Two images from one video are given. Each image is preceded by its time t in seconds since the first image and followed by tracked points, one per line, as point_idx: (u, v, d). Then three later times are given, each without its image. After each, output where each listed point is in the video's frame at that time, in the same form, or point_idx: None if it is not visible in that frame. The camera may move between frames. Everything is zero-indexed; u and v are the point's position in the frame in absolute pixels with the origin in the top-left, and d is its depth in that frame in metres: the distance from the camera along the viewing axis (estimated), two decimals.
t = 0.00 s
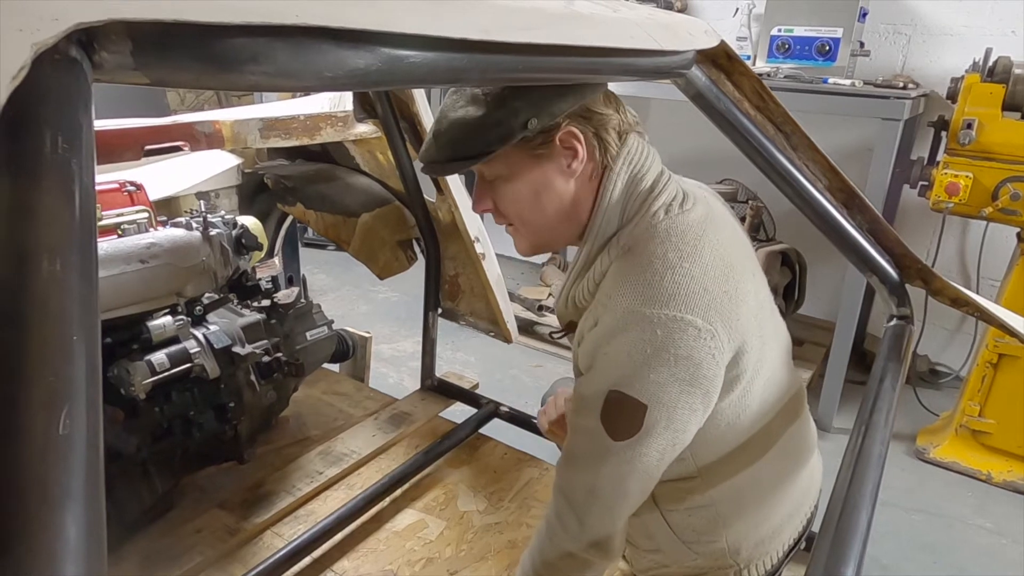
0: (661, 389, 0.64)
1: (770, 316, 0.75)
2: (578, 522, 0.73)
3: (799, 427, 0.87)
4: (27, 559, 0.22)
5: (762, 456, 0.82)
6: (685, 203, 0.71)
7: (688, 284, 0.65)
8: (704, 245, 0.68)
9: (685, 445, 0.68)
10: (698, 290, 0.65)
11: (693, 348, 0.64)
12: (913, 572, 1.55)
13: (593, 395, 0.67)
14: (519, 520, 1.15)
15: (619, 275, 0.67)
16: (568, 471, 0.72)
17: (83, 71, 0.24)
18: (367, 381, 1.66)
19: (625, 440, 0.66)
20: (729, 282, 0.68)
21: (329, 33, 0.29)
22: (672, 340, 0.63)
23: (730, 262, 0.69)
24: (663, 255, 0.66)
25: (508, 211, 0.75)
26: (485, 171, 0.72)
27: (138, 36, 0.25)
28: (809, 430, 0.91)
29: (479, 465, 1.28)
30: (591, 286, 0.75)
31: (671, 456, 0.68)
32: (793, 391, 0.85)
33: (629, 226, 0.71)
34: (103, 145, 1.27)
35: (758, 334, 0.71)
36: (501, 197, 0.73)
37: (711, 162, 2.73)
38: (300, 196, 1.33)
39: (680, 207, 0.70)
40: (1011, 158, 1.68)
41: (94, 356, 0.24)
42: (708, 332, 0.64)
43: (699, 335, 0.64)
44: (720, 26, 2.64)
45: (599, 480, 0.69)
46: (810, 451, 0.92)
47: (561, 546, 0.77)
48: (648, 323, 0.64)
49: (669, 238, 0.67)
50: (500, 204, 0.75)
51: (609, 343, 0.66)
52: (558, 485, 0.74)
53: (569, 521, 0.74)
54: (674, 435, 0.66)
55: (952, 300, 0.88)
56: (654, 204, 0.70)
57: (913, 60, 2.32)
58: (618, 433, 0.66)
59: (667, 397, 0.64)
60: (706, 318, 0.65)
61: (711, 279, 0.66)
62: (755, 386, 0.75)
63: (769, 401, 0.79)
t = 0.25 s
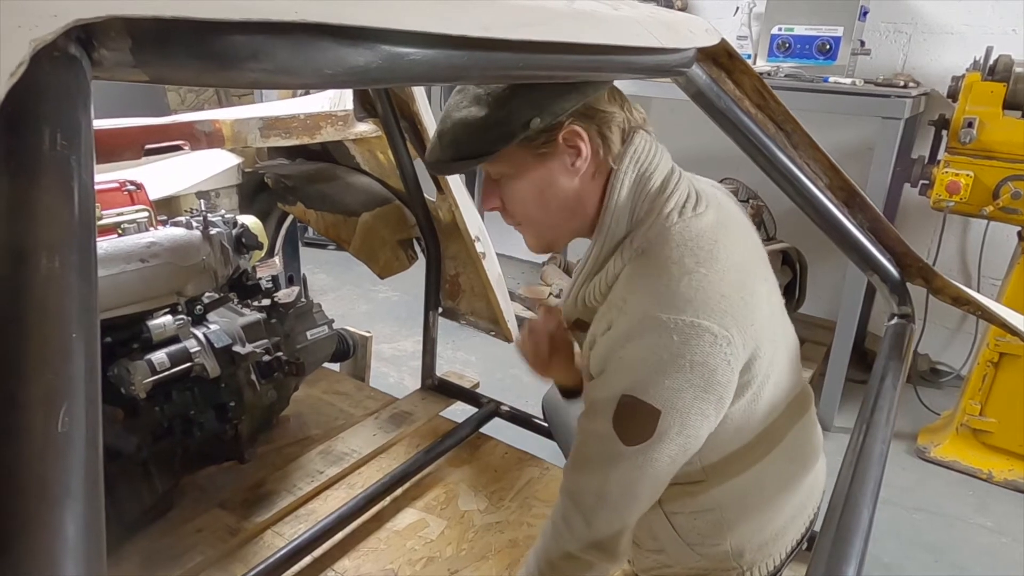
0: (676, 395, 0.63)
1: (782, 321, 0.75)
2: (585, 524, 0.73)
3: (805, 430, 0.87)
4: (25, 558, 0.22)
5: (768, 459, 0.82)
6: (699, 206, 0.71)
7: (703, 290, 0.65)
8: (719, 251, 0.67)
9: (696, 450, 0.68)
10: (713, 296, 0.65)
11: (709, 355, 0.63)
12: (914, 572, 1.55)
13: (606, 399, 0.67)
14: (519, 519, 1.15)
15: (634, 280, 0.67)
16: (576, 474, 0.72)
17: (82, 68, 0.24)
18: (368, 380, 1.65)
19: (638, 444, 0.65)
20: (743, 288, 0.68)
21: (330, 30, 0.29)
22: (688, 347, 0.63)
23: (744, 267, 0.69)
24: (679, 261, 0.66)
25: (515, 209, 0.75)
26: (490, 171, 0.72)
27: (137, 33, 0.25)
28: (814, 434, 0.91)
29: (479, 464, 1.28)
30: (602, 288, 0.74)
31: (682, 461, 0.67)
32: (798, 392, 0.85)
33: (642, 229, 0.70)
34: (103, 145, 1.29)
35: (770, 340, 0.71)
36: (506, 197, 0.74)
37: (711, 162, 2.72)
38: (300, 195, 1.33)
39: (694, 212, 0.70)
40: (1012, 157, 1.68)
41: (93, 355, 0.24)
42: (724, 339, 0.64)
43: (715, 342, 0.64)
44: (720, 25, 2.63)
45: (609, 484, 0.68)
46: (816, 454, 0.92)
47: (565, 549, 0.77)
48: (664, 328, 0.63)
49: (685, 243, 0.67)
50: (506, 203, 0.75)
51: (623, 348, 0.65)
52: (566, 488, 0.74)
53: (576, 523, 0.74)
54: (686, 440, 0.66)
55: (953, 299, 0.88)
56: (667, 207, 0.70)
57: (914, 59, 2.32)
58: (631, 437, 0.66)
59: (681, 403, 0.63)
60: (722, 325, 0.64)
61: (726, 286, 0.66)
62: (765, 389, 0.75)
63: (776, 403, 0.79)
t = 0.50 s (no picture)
0: (696, 397, 0.63)
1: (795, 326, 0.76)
2: (596, 522, 0.73)
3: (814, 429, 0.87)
4: (25, 557, 0.22)
5: (775, 458, 0.82)
6: (722, 208, 0.71)
7: (727, 294, 0.65)
8: (742, 255, 0.68)
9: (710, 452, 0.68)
10: (737, 300, 0.65)
11: (731, 357, 0.64)
12: (914, 571, 1.55)
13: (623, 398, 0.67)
14: (519, 519, 1.15)
15: (658, 280, 0.67)
16: (587, 471, 0.72)
17: (82, 68, 0.24)
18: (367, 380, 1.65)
19: (655, 444, 0.65)
20: (764, 293, 0.68)
21: (329, 29, 0.29)
22: (710, 349, 0.63)
23: (764, 273, 0.70)
24: (704, 263, 0.66)
25: (550, 192, 0.73)
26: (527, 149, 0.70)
27: (136, 32, 0.25)
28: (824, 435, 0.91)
29: (480, 464, 1.28)
30: (618, 285, 0.75)
31: (696, 462, 0.68)
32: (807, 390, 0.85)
33: (665, 227, 0.71)
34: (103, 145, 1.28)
35: (786, 346, 0.72)
36: (545, 177, 0.72)
37: (710, 161, 2.72)
38: (300, 195, 1.33)
39: (717, 213, 0.71)
40: (1011, 155, 1.69)
41: (92, 354, 0.24)
42: (746, 342, 0.65)
43: (737, 345, 0.64)
44: (720, 24, 2.63)
45: (621, 483, 0.68)
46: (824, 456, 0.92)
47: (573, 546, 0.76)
48: (687, 330, 0.64)
49: (709, 245, 0.67)
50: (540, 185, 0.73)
51: (644, 347, 0.66)
52: (577, 485, 0.73)
53: (586, 520, 0.74)
54: (703, 442, 0.66)
55: (952, 298, 0.88)
56: (691, 207, 0.70)
57: (914, 58, 2.32)
58: (648, 437, 0.65)
59: (701, 405, 0.64)
60: (744, 328, 0.65)
61: (749, 290, 0.67)
62: (778, 390, 0.76)
63: (785, 405, 0.80)
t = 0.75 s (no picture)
0: (672, 388, 0.63)
1: (789, 323, 0.75)
2: (587, 522, 0.73)
3: (813, 433, 0.87)
4: (26, 558, 0.22)
5: (776, 460, 0.82)
6: (713, 201, 0.71)
7: (703, 283, 0.65)
8: (726, 246, 0.67)
9: (698, 451, 0.67)
10: (713, 289, 0.65)
11: (707, 348, 0.63)
12: (914, 571, 1.54)
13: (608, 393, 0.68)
14: (519, 519, 1.15)
15: (638, 272, 0.68)
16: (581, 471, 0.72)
17: (82, 68, 0.24)
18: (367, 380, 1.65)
19: (638, 438, 0.65)
20: (748, 284, 0.67)
21: (329, 30, 0.29)
22: (684, 338, 0.63)
23: (751, 264, 0.69)
24: (683, 253, 0.66)
25: (583, 189, 0.71)
26: (567, 141, 0.67)
27: (136, 32, 0.25)
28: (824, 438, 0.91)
29: (479, 464, 1.28)
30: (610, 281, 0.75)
31: (684, 461, 0.67)
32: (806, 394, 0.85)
33: (653, 222, 0.71)
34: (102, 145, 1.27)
35: (774, 341, 0.71)
36: (579, 172, 0.69)
37: (710, 161, 2.72)
38: (300, 195, 1.34)
39: (708, 207, 0.70)
40: (1010, 156, 1.69)
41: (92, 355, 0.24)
42: (721, 333, 0.64)
43: (712, 335, 0.64)
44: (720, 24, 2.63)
45: (609, 481, 0.69)
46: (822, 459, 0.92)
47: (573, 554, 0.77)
48: (661, 319, 0.64)
49: (692, 235, 0.67)
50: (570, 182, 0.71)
51: (623, 337, 0.66)
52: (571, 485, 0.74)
53: (580, 527, 0.74)
54: (687, 438, 0.65)
55: (952, 298, 0.88)
56: (681, 200, 0.70)
57: (913, 58, 2.32)
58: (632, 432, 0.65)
59: (678, 397, 0.63)
60: (721, 318, 0.64)
61: (729, 281, 0.66)
62: (773, 387, 0.74)
63: (784, 405, 0.79)
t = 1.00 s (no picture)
0: (689, 379, 0.63)
1: (796, 316, 0.75)
2: (600, 520, 0.73)
3: (819, 430, 0.87)
4: (27, 557, 0.22)
5: (789, 455, 0.83)
6: (714, 200, 0.72)
7: (714, 275, 0.65)
8: (732, 240, 0.68)
9: (714, 444, 0.67)
10: (724, 280, 0.65)
11: (721, 337, 0.63)
12: (914, 572, 1.54)
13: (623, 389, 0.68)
14: (519, 519, 1.15)
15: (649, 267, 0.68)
16: (595, 469, 0.72)
17: (83, 68, 0.24)
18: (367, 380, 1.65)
19: (654, 432, 0.65)
20: (757, 276, 0.68)
21: (330, 30, 0.29)
22: (698, 329, 0.63)
23: (758, 260, 0.70)
24: (693, 247, 0.67)
25: (586, 186, 0.72)
26: (567, 137, 0.69)
27: (138, 31, 0.25)
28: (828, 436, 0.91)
29: (479, 464, 1.28)
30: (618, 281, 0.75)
31: (701, 456, 0.66)
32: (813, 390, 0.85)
33: (660, 219, 0.72)
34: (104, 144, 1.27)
35: (784, 335, 0.71)
36: (581, 168, 0.71)
37: (710, 161, 2.73)
38: (300, 195, 1.33)
39: (711, 204, 0.71)
40: (1010, 156, 1.69)
41: (94, 356, 0.24)
42: (735, 322, 0.64)
43: (726, 324, 0.64)
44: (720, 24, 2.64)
45: (624, 477, 0.68)
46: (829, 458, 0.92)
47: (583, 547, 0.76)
48: (674, 311, 0.64)
49: (700, 230, 0.68)
50: (573, 178, 0.72)
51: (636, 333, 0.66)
52: (584, 484, 0.74)
53: (590, 520, 0.74)
54: (703, 431, 0.65)
55: (953, 299, 0.88)
56: (685, 199, 0.71)
57: (914, 59, 2.32)
58: (649, 426, 0.65)
59: (694, 388, 0.63)
60: (734, 308, 0.65)
61: (739, 272, 0.66)
62: (781, 381, 0.74)
63: (791, 403, 0.79)
